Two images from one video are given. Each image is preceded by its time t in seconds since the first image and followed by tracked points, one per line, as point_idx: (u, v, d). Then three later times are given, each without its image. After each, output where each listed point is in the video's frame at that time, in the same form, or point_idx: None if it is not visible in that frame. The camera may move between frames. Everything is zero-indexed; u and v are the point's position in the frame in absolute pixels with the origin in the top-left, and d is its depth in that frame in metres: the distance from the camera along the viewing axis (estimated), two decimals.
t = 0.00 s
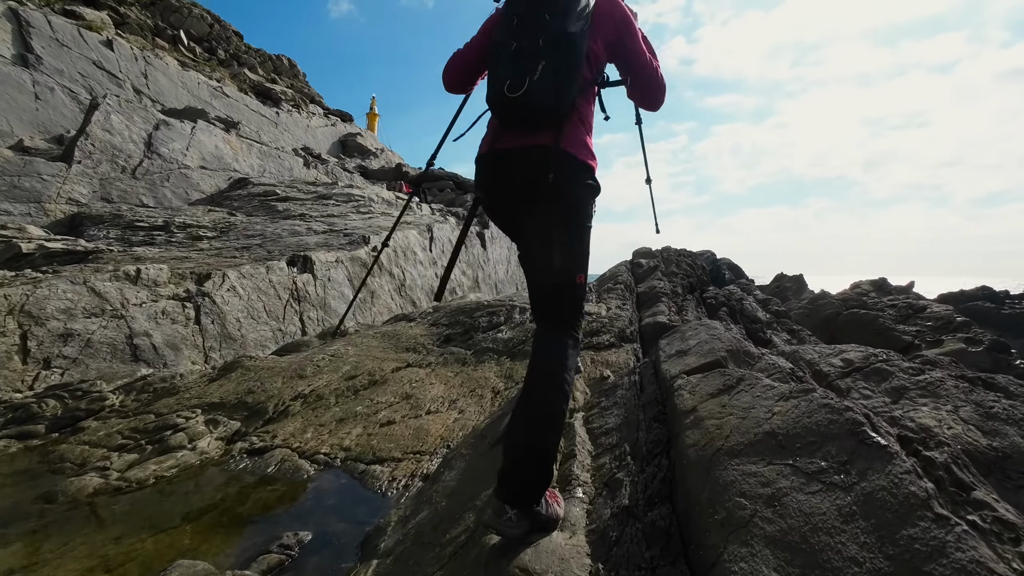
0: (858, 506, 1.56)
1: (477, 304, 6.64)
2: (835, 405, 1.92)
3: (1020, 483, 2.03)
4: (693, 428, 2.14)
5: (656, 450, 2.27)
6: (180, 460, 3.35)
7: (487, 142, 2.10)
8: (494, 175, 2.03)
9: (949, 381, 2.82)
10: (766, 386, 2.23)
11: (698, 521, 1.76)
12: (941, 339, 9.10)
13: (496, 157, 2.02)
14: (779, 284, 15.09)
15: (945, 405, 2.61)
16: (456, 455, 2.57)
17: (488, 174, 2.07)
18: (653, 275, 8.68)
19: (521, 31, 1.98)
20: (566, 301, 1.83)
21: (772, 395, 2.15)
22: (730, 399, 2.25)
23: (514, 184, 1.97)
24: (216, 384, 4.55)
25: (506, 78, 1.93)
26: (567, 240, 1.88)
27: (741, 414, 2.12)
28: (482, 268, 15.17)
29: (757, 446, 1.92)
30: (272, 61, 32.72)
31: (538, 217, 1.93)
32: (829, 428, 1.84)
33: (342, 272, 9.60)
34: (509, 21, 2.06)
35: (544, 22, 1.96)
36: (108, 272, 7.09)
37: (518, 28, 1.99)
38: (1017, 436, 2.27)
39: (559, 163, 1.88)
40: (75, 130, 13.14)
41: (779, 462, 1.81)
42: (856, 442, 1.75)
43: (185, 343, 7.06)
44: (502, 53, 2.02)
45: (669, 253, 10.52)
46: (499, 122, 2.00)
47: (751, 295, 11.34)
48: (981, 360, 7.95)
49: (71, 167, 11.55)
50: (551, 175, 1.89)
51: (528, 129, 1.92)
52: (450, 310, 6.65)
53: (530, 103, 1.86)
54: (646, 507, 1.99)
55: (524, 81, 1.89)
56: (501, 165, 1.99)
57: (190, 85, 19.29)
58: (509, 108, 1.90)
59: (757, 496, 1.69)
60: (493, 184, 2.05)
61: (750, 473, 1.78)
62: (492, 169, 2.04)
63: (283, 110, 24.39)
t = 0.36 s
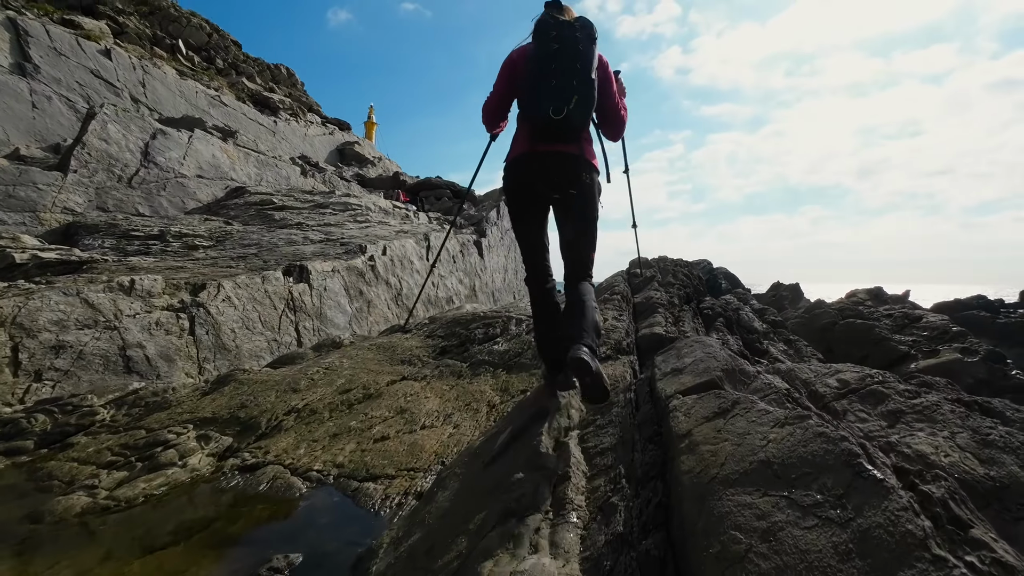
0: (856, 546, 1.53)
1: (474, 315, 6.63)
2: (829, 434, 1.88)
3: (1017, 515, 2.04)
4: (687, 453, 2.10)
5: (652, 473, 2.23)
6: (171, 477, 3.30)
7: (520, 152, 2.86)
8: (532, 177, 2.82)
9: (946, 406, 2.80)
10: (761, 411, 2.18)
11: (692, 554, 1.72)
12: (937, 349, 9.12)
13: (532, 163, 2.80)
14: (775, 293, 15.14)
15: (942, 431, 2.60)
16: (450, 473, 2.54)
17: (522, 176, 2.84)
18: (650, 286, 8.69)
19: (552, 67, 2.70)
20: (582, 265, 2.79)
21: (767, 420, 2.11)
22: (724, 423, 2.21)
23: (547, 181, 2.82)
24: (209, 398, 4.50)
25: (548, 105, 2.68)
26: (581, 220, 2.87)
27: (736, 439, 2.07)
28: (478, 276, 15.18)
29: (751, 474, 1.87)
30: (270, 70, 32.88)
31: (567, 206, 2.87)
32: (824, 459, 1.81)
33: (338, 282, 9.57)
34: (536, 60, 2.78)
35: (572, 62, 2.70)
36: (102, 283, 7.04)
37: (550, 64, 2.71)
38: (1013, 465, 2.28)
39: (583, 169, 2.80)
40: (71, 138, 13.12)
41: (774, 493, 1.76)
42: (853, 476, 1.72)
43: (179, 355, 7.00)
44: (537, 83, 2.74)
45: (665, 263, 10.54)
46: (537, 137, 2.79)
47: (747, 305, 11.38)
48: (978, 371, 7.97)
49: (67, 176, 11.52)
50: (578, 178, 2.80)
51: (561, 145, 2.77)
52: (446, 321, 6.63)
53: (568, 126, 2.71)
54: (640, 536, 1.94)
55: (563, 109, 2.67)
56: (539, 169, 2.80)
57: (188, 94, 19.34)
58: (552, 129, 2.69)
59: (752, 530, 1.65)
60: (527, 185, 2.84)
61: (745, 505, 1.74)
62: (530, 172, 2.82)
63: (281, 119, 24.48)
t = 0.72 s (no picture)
0: None
1: (470, 322, 6.63)
2: (819, 466, 1.88)
3: (1006, 548, 2.11)
4: (678, 478, 2.08)
5: (643, 494, 2.19)
6: (162, 490, 3.28)
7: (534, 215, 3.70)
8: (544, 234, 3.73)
9: (936, 431, 2.81)
10: (752, 436, 2.18)
11: None
12: (933, 354, 9.17)
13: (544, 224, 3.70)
14: (771, 297, 15.21)
15: (932, 457, 2.61)
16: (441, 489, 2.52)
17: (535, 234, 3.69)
18: (646, 291, 8.71)
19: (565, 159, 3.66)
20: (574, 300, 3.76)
21: (758, 447, 2.11)
22: (715, 448, 2.19)
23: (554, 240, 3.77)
24: (203, 408, 4.48)
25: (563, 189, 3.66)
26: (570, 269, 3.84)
27: (726, 466, 2.06)
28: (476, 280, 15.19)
29: (740, 504, 1.86)
30: (268, 72, 32.86)
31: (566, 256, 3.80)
32: (812, 493, 1.80)
33: (335, 286, 9.53)
34: (548, 147, 3.64)
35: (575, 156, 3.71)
36: (96, 289, 6.99)
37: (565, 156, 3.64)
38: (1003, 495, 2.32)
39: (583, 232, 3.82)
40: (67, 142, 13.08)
41: (763, 526, 1.75)
42: (840, 511, 1.72)
43: (174, 361, 6.97)
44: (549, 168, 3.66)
45: (662, 268, 10.56)
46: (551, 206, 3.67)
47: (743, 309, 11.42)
48: (973, 376, 8.01)
49: (62, 180, 11.47)
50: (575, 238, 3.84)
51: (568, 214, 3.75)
52: (442, 328, 6.62)
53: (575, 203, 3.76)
54: (630, 561, 1.89)
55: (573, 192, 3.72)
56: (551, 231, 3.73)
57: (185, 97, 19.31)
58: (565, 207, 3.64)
59: (740, 565, 1.62)
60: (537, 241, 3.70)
61: (734, 538, 1.72)
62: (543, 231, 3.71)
63: (278, 121, 24.47)
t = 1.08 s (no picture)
0: None
1: (466, 325, 6.63)
2: (804, 497, 1.90)
3: None
4: (667, 502, 2.13)
5: (633, 515, 2.30)
6: (157, 500, 3.29)
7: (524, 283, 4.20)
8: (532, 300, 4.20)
9: (923, 455, 2.92)
10: (740, 460, 2.21)
11: None
12: (928, 355, 9.35)
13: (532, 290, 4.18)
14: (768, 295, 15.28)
15: (918, 484, 2.72)
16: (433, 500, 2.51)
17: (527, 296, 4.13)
18: (643, 293, 8.72)
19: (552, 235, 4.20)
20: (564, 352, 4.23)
21: (745, 472, 2.14)
22: (704, 471, 2.23)
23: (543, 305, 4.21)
24: (198, 415, 4.48)
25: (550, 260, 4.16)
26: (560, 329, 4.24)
27: (713, 490, 2.10)
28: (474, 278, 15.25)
29: (725, 534, 1.88)
30: (264, 69, 32.70)
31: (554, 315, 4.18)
32: (796, 525, 1.81)
33: (332, 287, 9.52)
34: (538, 226, 4.21)
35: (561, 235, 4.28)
36: (91, 292, 6.97)
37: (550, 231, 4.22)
38: (985, 524, 2.41)
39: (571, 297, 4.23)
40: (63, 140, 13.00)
41: (747, 559, 1.76)
42: (824, 546, 1.72)
43: (171, 363, 6.96)
44: (539, 244, 4.22)
45: (659, 269, 10.59)
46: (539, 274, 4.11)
47: (740, 309, 11.47)
48: (968, 378, 8.23)
49: (58, 179, 11.41)
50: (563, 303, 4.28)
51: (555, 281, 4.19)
52: (439, 331, 6.62)
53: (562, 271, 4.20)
54: None
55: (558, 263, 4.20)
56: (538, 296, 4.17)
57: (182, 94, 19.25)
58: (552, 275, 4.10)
59: None
60: (529, 308, 4.17)
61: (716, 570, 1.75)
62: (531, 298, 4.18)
63: (276, 118, 24.39)
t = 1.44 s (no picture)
0: None
1: (463, 325, 6.65)
2: (792, 528, 1.92)
3: None
4: (659, 525, 2.13)
5: (625, 533, 2.27)
6: (154, 507, 3.30)
7: (509, 265, 5.00)
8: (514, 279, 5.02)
9: (913, 478, 2.86)
10: (731, 484, 2.23)
11: None
12: (925, 353, 9.42)
13: (515, 272, 4.96)
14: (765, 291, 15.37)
15: (907, 508, 2.66)
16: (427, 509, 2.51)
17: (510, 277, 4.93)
18: (641, 291, 8.74)
19: (533, 224, 4.86)
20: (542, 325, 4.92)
21: (735, 496, 2.17)
22: (695, 493, 2.25)
23: (524, 284, 5.01)
24: (195, 418, 4.49)
25: (531, 247, 4.86)
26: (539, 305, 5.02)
27: (704, 515, 2.11)
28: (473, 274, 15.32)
29: (714, 562, 1.89)
30: (262, 62, 32.46)
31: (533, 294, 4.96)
32: (782, 556, 1.84)
33: (331, 284, 9.53)
34: (520, 216, 4.92)
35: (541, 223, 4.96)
36: (88, 292, 6.94)
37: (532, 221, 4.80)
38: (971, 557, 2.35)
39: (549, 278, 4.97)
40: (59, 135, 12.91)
41: None
42: None
43: (169, 362, 6.96)
44: (521, 231, 4.96)
45: (657, 267, 10.64)
46: (520, 259, 4.89)
47: (738, 307, 11.55)
48: (964, 376, 8.28)
49: (54, 176, 11.33)
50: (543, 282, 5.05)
51: (535, 264, 4.94)
52: (437, 331, 6.64)
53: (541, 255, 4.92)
54: None
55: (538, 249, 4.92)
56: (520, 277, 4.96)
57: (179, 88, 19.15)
58: (530, 260, 4.83)
59: None
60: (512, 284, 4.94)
61: None
62: (513, 278, 5.00)
63: (274, 112, 24.29)
